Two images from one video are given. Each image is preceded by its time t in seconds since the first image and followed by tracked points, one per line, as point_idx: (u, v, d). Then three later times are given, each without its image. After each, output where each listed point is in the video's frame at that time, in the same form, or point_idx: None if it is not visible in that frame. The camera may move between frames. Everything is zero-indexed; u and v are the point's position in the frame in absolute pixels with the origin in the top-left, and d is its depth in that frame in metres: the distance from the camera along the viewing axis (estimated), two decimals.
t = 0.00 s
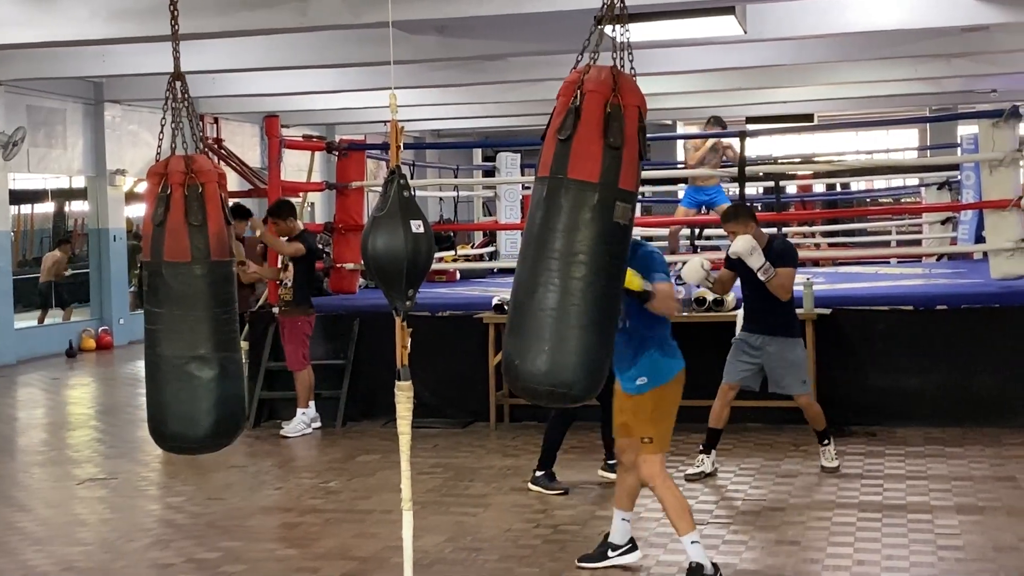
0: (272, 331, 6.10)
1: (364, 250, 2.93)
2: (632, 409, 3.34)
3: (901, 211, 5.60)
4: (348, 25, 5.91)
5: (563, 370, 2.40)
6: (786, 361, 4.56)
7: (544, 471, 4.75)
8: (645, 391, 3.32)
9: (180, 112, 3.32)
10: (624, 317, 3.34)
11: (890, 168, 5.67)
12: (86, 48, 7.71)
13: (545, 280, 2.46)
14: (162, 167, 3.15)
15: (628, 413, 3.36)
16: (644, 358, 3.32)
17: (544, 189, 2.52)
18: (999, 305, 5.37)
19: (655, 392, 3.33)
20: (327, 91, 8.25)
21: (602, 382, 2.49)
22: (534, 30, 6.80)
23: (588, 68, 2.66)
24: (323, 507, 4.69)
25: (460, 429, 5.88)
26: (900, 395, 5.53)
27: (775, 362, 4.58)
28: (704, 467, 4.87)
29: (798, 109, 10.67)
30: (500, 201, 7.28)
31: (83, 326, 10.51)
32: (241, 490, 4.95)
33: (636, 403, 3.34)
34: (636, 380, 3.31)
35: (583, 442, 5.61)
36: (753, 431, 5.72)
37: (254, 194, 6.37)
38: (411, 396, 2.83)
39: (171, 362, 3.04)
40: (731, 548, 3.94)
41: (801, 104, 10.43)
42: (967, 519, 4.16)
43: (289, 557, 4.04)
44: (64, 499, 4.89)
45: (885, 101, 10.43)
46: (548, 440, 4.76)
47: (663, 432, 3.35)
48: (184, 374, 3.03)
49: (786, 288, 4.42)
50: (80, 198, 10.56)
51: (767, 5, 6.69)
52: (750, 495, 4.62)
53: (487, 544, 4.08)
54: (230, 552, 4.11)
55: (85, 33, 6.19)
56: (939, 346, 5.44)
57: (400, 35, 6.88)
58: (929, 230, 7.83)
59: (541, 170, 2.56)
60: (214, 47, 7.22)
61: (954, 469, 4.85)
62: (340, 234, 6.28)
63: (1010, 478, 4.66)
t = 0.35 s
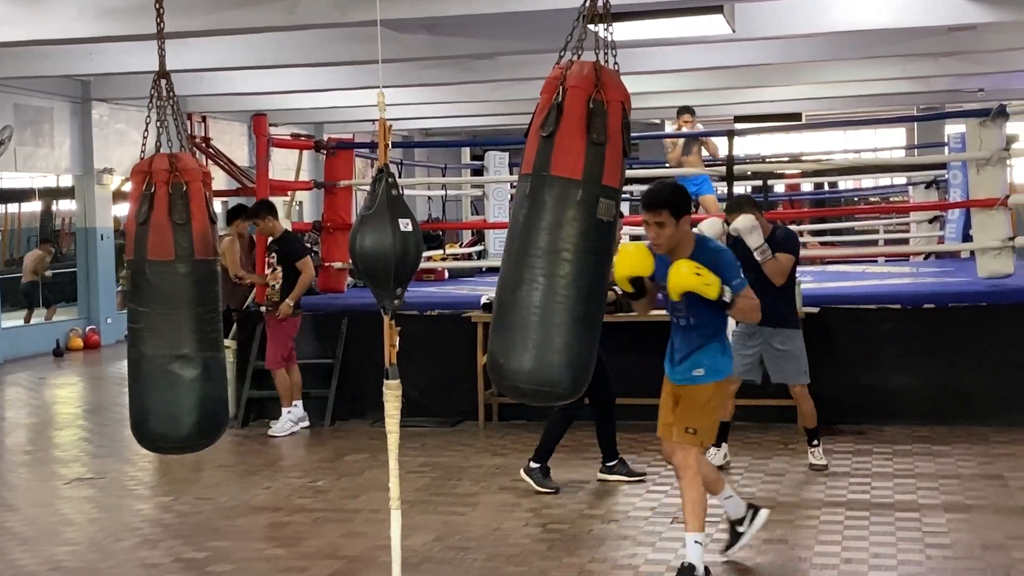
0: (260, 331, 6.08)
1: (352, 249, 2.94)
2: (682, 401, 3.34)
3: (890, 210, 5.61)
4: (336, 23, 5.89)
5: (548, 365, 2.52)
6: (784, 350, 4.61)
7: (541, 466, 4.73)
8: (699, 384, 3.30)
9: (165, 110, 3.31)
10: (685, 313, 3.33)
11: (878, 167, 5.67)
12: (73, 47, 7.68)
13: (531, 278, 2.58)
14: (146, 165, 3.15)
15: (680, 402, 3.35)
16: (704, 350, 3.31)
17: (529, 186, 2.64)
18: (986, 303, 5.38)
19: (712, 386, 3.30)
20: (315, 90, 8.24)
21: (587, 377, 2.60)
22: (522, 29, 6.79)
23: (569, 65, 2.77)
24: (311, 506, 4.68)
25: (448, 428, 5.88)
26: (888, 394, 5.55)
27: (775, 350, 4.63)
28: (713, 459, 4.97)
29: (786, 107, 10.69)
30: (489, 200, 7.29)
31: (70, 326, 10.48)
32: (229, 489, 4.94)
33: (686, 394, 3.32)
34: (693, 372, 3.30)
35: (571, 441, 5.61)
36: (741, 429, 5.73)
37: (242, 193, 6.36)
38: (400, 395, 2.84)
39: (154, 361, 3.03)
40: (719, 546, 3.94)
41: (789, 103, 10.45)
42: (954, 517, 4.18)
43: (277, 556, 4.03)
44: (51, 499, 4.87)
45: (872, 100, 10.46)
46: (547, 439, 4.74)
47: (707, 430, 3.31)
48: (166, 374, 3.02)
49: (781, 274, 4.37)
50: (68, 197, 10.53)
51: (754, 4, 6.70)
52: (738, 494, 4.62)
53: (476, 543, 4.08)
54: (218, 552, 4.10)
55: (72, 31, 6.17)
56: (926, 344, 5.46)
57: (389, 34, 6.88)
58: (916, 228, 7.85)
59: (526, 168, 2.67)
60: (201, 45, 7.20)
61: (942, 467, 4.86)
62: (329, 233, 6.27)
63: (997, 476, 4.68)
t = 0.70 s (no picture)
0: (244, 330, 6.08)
1: (336, 250, 2.93)
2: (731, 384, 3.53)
3: (875, 210, 5.62)
4: (321, 22, 5.89)
5: (595, 370, 2.57)
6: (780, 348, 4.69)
7: (529, 474, 4.68)
8: (752, 356, 3.49)
9: (145, 110, 3.30)
10: (728, 289, 3.51)
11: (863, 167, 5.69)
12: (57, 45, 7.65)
13: (569, 286, 2.62)
14: (125, 165, 3.15)
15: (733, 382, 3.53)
16: (751, 324, 3.49)
17: (559, 195, 2.68)
18: (970, 303, 5.40)
19: (764, 356, 3.51)
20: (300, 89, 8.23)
21: (633, 378, 2.65)
22: (508, 28, 6.79)
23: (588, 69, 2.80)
24: (296, 506, 4.67)
25: (434, 428, 5.86)
26: (873, 393, 5.56)
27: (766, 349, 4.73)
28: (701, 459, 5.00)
29: (772, 107, 10.71)
30: (475, 199, 7.28)
31: (55, 326, 10.45)
32: (213, 489, 4.93)
33: (742, 371, 3.50)
34: (744, 346, 3.48)
35: (557, 441, 5.61)
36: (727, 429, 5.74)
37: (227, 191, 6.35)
38: (384, 395, 2.82)
39: (130, 361, 3.02)
40: (705, 545, 3.95)
41: (775, 103, 10.47)
42: (938, 516, 4.19)
43: (262, 556, 4.02)
44: (35, 499, 4.85)
45: (857, 100, 10.49)
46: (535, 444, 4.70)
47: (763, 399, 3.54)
48: (143, 374, 3.01)
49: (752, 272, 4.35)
50: (52, 196, 10.50)
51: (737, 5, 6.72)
52: (724, 493, 4.63)
53: (461, 543, 4.08)
54: (203, 552, 4.09)
55: (56, 30, 6.15)
56: (911, 344, 5.48)
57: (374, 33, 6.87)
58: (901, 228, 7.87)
59: (554, 177, 2.71)
60: (187, 44, 7.18)
61: (927, 466, 4.88)
62: (314, 232, 6.27)
63: (982, 475, 4.70)
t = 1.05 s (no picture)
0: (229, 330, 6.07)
1: (318, 249, 2.90)
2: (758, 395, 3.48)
3: (860, 210, 5.63)
4: (307, 21, 5.88)
5: (672, 374, 2.49)
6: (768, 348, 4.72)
7: (515, 474, 4.68)
8: (773, 362, 3.42)
9: (124, 109, 3.28)
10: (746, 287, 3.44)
11: (847, 166, 5.70)
12: (41, 44, 7.63)
13: (635, 292, 2.52)
14: (104, 163, 3.12)
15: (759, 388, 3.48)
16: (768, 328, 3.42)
17: (614, 205, 2.56)
18: (954, 302, 5.41)
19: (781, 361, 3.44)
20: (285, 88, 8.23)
21: (709, 371, 2.57)
22: (493, 28, 6.80)
23: (626, 74, 2.66)
24: (280, 505, 4.66)
25: (420, 428, 5.86)
26: (858, 392, 5.58)
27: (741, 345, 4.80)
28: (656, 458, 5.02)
29: (757, 107, 10.76)
30: (460, 198, 7.29)
31: (39, 325, 10.42)
32: (197, 489, 4.92)
33: (768, 378, 3.45)
34: (766, 351, 3.42)
35: (542, 441, 5.60)
36: (711, 428, 5.75)
37: (213, 190, 6.34)
38: (366, 394, 2.81)
39: (107, 361, 3.03)
40: (689, 544, 3.95)
41: (760, 103, 10.52)
42: (921, 515, 4.20)
43: (245, 556, 4.01)
44: (19, 499, 4.83)
45: (842, 101, 10.54)
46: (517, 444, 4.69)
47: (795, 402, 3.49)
48: (120, 375, 3.02)
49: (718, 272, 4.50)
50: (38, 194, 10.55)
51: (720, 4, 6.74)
52: (708, 492, 4.64)
53: (446, 542, 4.08)
54: (186, 552, 4.08)
55: (40, 28, 6.12)
56: (896, 343, 5.49)
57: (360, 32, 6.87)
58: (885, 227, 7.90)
59: (607, 187, 2.58)
60: (171, 43, 7.16)
61: (911, 465, 4.89)
62: (300, 232, 6.26)
63: (965, 474, 4.71)
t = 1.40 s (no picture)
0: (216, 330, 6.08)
1: (302, 249, 2.85)
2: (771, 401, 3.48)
3: (847, 210, 5.64)
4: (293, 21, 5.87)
5: (731, 363, 2.45)
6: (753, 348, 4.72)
7: (499, 474, 4.68)
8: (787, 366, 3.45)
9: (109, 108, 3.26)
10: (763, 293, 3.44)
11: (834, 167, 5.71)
12: (26, 43, 7.62)
13: (686, 286, 2.49)
14: (87, 162, 3.10)
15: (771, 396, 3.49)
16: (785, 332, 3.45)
17: (656, 205, 2.53)
18: (940, 302, 5.42)
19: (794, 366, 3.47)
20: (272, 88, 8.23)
21: (767, 355, 2.53)
22: (480, 28, 6.80)
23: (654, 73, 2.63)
24: (266, 506, 4.66)
25: (407, 428, 5.87)
26: (845, 392, 5.59)
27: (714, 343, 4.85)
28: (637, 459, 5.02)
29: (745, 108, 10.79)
30: (448, 198, 7.30)
31: (25, 325, 10.40)
32: (183, 489, 4.91)
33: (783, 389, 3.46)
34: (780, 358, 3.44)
35: (529, 441, 5.60)
36: (698, 428, 5.76)
37: (199, 189, 6.33)
38: (350, 394, 2.71)
39: (91, 362, 3.03)
40: (675, 544, 3.95)
41: (747, 104, 10.55)
42: (907, 514, 4.21)
43: (231, 556, 4.01)
44: (4, 500, 4.82)
45: (829, 102, 10.58)
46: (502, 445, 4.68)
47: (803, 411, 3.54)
48: (103, 376, 3.02)
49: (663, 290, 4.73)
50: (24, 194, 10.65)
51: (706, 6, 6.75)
52: (694, 492, 4.64)
53: (432, 543, 4.08)
54: (171, 553, 4.08)
55: (26, 27, 6.10)
56: (882, 343, 5.51)
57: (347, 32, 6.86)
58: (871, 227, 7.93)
59: (648, 188, 2.56)
60: (158, 42, 7.15)
61: (896, 465, 4.90)
62: (286, 231, 6.26)
63: (950, 474, 4.73)
